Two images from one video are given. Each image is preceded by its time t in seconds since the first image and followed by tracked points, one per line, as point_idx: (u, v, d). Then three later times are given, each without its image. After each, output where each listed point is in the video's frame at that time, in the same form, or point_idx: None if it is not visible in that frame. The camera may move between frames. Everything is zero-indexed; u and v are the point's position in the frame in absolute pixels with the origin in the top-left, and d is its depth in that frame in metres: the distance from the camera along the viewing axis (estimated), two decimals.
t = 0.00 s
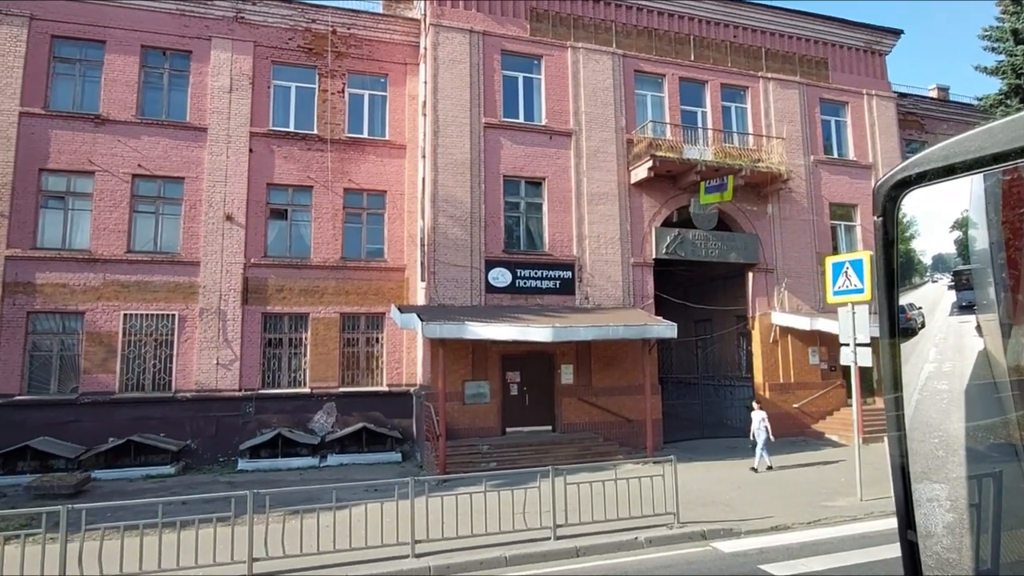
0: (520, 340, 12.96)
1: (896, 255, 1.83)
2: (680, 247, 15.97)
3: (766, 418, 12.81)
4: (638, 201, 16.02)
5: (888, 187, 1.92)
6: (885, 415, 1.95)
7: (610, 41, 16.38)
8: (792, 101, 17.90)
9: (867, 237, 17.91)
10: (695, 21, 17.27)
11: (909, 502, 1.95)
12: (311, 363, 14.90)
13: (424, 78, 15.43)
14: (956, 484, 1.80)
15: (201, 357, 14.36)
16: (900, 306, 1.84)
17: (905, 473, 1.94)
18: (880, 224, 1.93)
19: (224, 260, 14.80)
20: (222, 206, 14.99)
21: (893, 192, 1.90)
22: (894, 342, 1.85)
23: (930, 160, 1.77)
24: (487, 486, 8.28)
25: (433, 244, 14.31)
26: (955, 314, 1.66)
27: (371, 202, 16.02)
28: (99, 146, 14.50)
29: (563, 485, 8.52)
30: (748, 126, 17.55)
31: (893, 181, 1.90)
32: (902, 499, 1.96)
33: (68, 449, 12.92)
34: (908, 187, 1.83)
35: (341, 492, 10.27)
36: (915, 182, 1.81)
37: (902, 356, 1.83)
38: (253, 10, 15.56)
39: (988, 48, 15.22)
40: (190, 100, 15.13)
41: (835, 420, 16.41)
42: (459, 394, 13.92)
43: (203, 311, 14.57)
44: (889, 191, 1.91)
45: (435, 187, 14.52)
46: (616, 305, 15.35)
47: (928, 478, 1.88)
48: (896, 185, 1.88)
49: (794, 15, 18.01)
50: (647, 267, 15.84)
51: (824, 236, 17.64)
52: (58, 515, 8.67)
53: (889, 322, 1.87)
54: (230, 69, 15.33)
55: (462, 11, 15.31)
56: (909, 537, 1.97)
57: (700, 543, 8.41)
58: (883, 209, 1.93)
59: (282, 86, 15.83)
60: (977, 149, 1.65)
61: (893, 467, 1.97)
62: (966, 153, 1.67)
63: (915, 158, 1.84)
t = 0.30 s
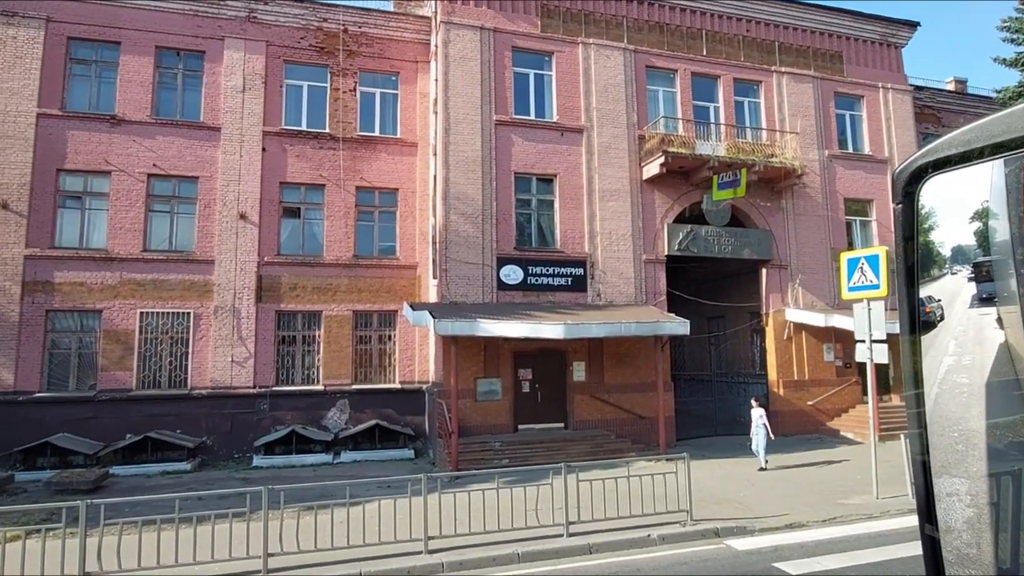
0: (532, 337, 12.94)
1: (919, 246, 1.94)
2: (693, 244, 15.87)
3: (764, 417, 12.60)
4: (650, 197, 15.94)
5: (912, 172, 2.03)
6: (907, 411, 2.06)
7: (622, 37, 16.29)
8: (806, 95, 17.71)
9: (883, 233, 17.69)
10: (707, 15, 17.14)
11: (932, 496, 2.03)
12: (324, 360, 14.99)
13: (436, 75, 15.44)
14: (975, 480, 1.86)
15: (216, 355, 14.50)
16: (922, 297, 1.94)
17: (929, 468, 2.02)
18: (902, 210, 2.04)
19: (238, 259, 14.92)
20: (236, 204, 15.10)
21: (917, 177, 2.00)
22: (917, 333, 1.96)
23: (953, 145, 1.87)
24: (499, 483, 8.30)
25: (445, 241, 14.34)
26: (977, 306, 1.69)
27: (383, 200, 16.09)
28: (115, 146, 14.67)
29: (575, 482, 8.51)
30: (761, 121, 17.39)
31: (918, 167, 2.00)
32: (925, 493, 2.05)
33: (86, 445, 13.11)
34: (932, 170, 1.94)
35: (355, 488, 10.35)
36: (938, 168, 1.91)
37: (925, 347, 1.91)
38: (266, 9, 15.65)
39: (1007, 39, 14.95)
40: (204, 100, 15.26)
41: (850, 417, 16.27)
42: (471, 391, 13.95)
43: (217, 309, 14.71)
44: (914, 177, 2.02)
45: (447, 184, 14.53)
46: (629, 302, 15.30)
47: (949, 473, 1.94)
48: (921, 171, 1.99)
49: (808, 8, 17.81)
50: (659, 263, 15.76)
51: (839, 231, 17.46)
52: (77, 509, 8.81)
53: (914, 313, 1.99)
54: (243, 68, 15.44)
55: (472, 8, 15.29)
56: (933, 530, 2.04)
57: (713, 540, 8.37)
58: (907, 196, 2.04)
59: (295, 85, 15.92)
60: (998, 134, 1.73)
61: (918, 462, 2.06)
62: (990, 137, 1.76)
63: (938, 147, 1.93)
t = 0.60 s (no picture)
0: (542, 334, 12.93)
1: (932, 242, 1.92)
2: (703, 240, 15.78)
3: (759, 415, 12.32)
4: (659, 194, 15.86)
5: (924, 169, 2.01)
6: (923, 409, 2.04)
7: (629, 33, 16.22)
8: (816, 89, 17.55)
9: (896, 227, 17.51)
10: (715, 10, 17.01)
11: (948, 496, 2.00)
12: (334, 359, 15.08)
13: (443, 74, 15.44)
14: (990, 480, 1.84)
15: (227, 354, 14.62)
16: (936, 293, 1.92)
17: (944, 466, 2.00)
18: (914, 207, 2.03)
19: (248, 258, 15.02)
20: (245, 205, 15.20)
21: (930, 174, 1.99)
22: (930, 330, 1.94)
23: (966, 141, 1.86)
24: (509, 480, 8.30)
25: (454, 240, 14.35)
26: (991, 302, 1.66)
27: (391, 199, 16.14)
28: (126, 148, 14.80)
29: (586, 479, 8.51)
30: (770, 115, 17.26)
31: (931, 163, 1.99)
32: (940, 492, 2.03)
33: (102, 444, 13.26)
34: (945, 166, 1.92)
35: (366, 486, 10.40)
36: (950, 163, 1.90)
37: (938, 345, 1.90)
38: (273, 10, 15.72)
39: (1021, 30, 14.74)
40: (213, 101, 15.35)
41: (863, 413, 16.14)
42: (481, 389, 13.97)
43: (229, 309, 14.82)
44: (925, 175, 2.01)
45: (455, 182, 14.54)
46: (638, 298, 15.26)
47: (963, 471, 1.92)
48: (931, 168, 1.98)
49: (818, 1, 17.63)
50: (668, 260, 15.69)
51: (851, 226, 17.31)
52: (93, 508, 8.92)
53: (925, 310, 1.97)
54: (252, 69, 15.52)
55: (479, 6, 15.26)
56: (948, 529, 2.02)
57: (725, 537, 8.33)
58: (920, 192, 2.02)
59: (303, 85, 15.99)
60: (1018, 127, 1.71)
61: (932, 461, 2.05)
62: (1009, 133, 1.74)
63: (953, 142, 1.92)
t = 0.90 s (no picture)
0: (548, 333, 12.91)
1: (949, 239, 1.91)
2: (709, 238, 15.74)
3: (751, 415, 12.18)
4: (665, 192, 15.83)
5: (943, 167, 1.99)
6: (942, 407, 2.02)
7: (634, 31, 16.19)
8: (823, 86, 17.46)
9: (904, 224, 17.42)
10: (721, 7, 16.95)
11: (966, 495, 2.00)
12: (341, 359, 15.12)
13: (448, 74, 15.44)
14: (1008, 478, 1.82)
15: (235, 355, 14.67)
16: (955, 290, 1.90)
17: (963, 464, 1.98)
18: (932, 205, 2.01)
19: (255, 259, 15.07)
20: (252, 206, 15.25)
21: (948, 172, 1.97)
22: (948, 327, 1.93)
23: (984, 138, 1.84)
24: (517, 480, 8.30)
25: (460, 239, 14.36)
26: (1006, 299, 1.65)
27: (397, 199, 16.17)
28: (134, 150, 14.87)
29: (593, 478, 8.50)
30: (777, 113, 17.19)
31: (949, 161, 1.97)
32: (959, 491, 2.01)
33: (111, 445, 13.34)
34: (963, 164, 1.90)
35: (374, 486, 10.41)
36: (968, 160, 1.88)
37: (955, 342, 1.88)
38: (278, 12, 15.76)
39: None
40: (220, 103, 15.41)
41: (871, 411, 16.06)
42: (488, 388, 13.97)
43: (236, 309, 14.88)
44: (943, 174, 1.99)
45: (461, 182, 14.54)
46: (644, 297, 15.23)
47: (980, 470, 1.91)
48: (950, 165, 1.96)
49: None
50: (675, 258, 15.65)
51: (859, 224, 17.22)
52: (103, 508, 8.97)
53: (943, 307, 1.96)
54: (258, 71, 15.57)
55: (484, 5, 15.25)
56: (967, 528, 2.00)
57: (733, 537, 8.30)
58: (940, 190, 1.99)
59: (309, 86, 16.03)
60: None
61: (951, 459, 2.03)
62: None
63: (972, 139, 1.90)
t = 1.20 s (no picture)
0: (555, 333, 12.90)
1: (958, 238, 1.91)
2: (716, 237, 15.70)
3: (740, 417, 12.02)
4: (671, 191, 15.79)
5: (951, 166, 1.98)
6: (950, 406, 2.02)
7: (640, 30, 16.16)
8: (830, 84, 17.38)
9: (911, 223, 17.33)
10: (727, 6, 16.90)
11: (975, 494, 2.00)
12: (347, 359, 15.16)
13: (454, 74, 15.44)
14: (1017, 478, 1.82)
15: (242, 355, 14.73)
16: (963, 289, 1.89)
17: (973, 463, 1.98)
18: (941, 205, 2.01)
19: (262, 260, 15.12)
20: (259, 206, 15.31)
21: (956, 172, 1.96)
22: (956, 327, 1.92)
23: (993, 138, 1.83)
24: (523, 479, 8.29)
25: (466, 239, 14.37)
26: (1013, 299, 1.65)
27: (403, 199, 16.20)
28: (141, 152, 14.94)
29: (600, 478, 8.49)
30: (783, 111, 17.12)
31: (958, 160, 1.96)
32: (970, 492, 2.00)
33: (120, 445, 13.40)
34: (971, 164, 1.90)
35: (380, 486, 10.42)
36: (978, 160, 1.87)
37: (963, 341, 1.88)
38: (284, 13, 15.81)
39: None
40: (227, 104, 15.48)
41: (879, 411, 15.98)
42: (494, 388, 13.97)
43: (244, 310, 14.94)
44: (951, 173, 1.98)
45: (467, 182, 14.55)
46: (651, 297, 15.20)
47: (989, 469, 1.91)
48: (959, 164, 1.95)
49: None
50: (681, 258, 15.61)
51: (866, 222, 17.14)
52: (111, 508, 9.01)
53: (951, 308, 1.95)
54: (264, 72, 15.62)
55: (489, 5, 15.26)
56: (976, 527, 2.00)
57: (740, 537, 8.28)
58: (949, 190, 1.98)
59: (315, 87, 16.07)
60: None
61: (961, 458, 2.02)
62: None
63: (980, 139, 1.89)
